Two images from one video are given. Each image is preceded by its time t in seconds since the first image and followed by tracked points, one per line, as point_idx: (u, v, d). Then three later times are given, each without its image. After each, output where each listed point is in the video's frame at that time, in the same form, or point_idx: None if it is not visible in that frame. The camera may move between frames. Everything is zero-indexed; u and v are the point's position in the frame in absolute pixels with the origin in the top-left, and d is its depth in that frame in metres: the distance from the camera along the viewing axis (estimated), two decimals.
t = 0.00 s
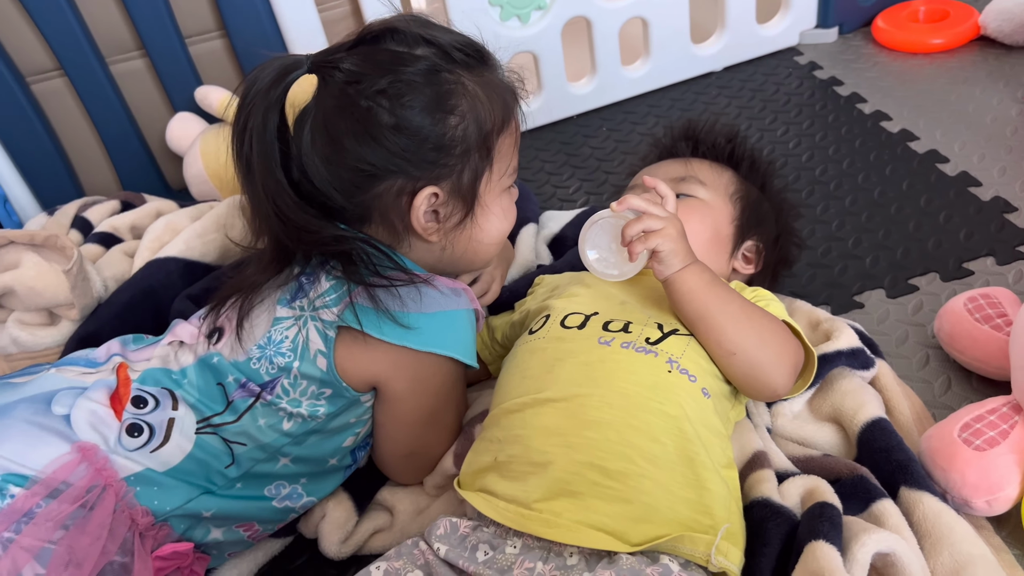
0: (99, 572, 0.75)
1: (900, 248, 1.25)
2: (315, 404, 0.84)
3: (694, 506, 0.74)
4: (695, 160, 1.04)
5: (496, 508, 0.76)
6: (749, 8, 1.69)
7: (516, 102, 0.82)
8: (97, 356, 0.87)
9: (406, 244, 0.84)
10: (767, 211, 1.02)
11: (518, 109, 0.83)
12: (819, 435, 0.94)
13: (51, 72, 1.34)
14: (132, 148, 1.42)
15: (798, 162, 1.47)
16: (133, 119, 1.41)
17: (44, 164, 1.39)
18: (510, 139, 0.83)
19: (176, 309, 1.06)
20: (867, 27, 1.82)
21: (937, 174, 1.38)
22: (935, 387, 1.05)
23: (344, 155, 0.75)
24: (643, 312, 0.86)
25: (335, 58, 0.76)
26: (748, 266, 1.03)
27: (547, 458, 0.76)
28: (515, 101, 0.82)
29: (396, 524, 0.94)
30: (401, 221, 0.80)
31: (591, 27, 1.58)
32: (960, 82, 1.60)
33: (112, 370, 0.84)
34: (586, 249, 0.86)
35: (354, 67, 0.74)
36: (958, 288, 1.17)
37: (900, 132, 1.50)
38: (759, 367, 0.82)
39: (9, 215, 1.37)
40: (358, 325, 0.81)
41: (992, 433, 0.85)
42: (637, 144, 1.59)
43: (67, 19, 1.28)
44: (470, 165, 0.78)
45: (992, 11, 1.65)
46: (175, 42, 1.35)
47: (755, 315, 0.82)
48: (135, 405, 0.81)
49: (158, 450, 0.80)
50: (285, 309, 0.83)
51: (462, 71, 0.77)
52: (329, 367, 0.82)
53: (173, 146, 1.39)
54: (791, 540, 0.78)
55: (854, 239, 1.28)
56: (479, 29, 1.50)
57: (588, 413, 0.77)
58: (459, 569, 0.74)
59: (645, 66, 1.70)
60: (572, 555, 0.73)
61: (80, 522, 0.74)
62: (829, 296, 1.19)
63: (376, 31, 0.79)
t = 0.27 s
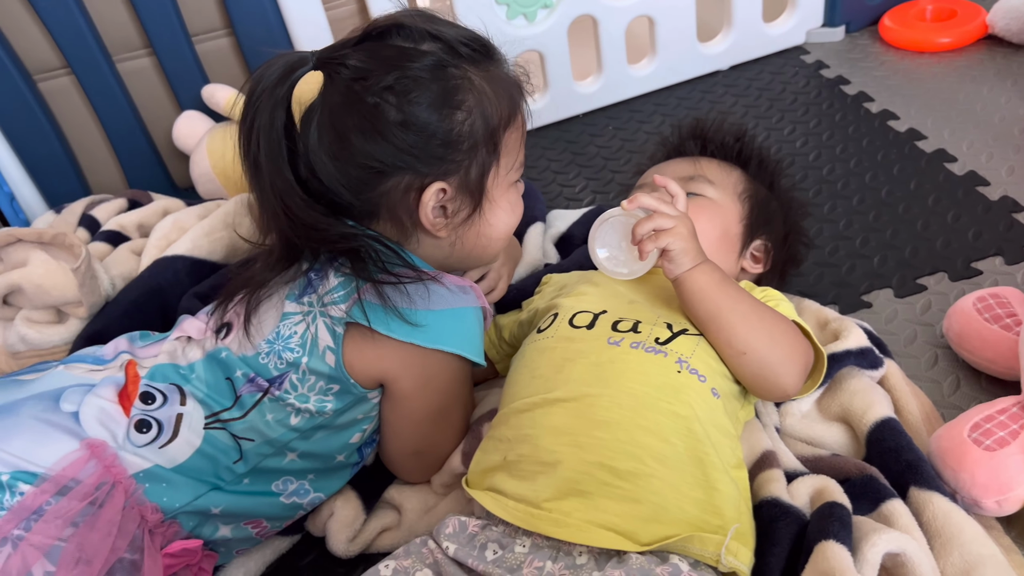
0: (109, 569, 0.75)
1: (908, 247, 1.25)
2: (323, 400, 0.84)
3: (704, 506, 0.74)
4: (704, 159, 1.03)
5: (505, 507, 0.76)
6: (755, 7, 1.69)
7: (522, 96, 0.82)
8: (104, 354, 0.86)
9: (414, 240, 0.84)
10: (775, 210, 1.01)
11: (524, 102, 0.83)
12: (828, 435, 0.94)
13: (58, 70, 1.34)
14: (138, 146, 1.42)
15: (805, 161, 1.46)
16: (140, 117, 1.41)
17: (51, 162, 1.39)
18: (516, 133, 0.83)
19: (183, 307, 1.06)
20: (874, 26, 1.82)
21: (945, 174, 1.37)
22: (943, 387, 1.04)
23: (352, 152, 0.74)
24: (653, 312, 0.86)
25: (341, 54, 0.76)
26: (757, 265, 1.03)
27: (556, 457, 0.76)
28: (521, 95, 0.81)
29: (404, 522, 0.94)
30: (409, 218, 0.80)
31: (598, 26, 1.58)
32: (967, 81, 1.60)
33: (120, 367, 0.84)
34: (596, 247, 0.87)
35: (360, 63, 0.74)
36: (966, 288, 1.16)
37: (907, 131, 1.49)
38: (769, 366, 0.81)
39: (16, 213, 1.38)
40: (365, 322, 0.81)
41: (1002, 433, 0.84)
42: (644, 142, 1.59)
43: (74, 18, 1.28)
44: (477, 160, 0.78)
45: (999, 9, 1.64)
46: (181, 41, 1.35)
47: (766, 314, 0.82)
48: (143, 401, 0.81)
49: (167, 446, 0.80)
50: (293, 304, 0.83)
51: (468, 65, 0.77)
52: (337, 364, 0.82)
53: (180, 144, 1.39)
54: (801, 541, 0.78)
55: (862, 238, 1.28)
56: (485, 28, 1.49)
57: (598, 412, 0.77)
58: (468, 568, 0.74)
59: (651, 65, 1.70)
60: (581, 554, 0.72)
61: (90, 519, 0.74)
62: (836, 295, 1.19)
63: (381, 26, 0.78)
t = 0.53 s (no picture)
0: (113, 570, 0.75)
1: (911, 248, 1.24)
2: (325, 400, 0.84)
3: (708, 509, 0.74)
4: (707, 159, 1.03)
5: (509, 509, 0.76)
6: (758, 7, 1.69)
7: (517, 87, 0.81)
8: (110, 355, 0.86)
9: (416, 237, 0.83)
10: (779, 210, 1.01)
11: (520, 93, 0.83)
12: (832, 437, 0.93)
13: (60, 69, 1.33)
14: (140, 145, 1.42)
15: (808, 161, 1.46)
16: (141, 116, 1.40)
17: (53, 161, 1.39)
18: (514, 123, 0.83)
19: (185, 306, 1.06)
20: (877, 26, 1.81)
21: (948, 175, 1.37)
22: (947, 388, 1.04)
23: (350, 152, 0.74)
24: (657, 314, 0.85)
25: (334, 53, 0.76)
26: (760, 266, 1.02)
27: (560, 459, 0.76)
28: (516, 86, 0.81)
29: (406, 523, 0.93)
30: (410, 215, 0.80)
31: (600, 26, 1.57)
32: (971, 82, 1.59)
33: (126, 368, 0.84)
34: (599, 249, 0.86)
35: (353, 62, 0.74)
36: (970, 289, 1.16)
37: (910, 131, 1.49)
38: (773, 369, 0.81)
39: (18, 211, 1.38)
40: (366, 321, 0.80)
41: (1006, 436, 0.84)
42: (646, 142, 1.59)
43: (76, 16, 1.28)
44: (476, 153, 0.78)
45: (1003, 10, 1.64)
46: (183, 40, 1.35)
47: (771, 317, 0.82)
48: (148, 403, 0.81)
49: (171, 448, 0.80)
50: (295, 304, 0.83)
51: (462, 58, 0.77)
52: (338, 363, 0.82)
53: (182, 143, 1.39)
54: (805, 543, 0.78)
55: (865, 239, 1.28)
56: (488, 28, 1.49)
57: (601, 415, 0.77)
58: (471, 570, 0.74)
59: (654, 64, 1.69)
60: (585, 556, 0.72)
61: (95, 519, 0.74)
62: (840, 296, 1.19)
63: (371, 24, 0.78)
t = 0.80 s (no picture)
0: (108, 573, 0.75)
1: (908, 249, 1.25)
2: (322, 405, 0.84)
3: (704, 509, 0.74)
4: (704, 160, 1.03)
5: (504, 510, 0.76)
6: (755, 8, 1.69)
7: (507, 87, 0.81)
8: (106, 357, 0.87)
9: (413, 242, 0.83)
10: (775, 212, 1.01)
11: (509, 93, 0.82)
12: (828, 437, 0.93)
13: (55, 68, 1.33)
14: (136, 145, 1.42)
15: (804, 163, 1.46)
16: (138, 116, 1.40)
17: (49, 161, 1.39)
18: (506, 123, 0.83)
19: (182, 307, 1.06)
20: (874, 27, 1.82)
21: (944, 176, 1.37)
22: (943, 389, 1.04)
23: (344, 162, 0.74)
24: (652, 315, 0.85)
25: (321, 64, 0.75)
26: (756, 267, 1.02)
27: (556, 460, 0.76)
28: (506, 86, 0.81)
29: (402, 524, 0.93)
30: (407, 221, 0.80)
31: (597, 26, 1.57)
32: (967, 83, 1.60)
33: (122, 373, 0.84)
34: (594, 250, 0.86)
35: (341, 72, 0.73)
36: (966, 290, 1.16)
37: (906, 132, 1.49)
38: (769, 369, 0.81)
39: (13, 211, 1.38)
40: (363, 325, 0.80)
41: (1001, 437, 0.84)
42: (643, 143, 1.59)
43: (72, 16, 1.28)
44: (470, 156, 0.78)
45: (999, 11, 1.64)
46: (180, 40, 1.35)
47: (766, 317, 0.82)
48: (145, 409, 0.80)
49: (168, 454, 0.80)
50: (288, 310, 0.83)
51: (451, 62, 0.77)
52: (334, 367, 0.82)
53: (178, 144, 1.39)
54: (800, 544, 0.78)
55: (862, 240, 1.28)
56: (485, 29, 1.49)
57: (596, 415, 0.77)
58: (467, 571, 0.74)
59: (651, 65, 1.70)
60: (580, 558, 0.72)
61: (90, 524, 0.74)
62: (836, 297, 1.19)
63: (355, 33, 0.77)
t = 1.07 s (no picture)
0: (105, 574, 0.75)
1: (905, 251, 1.25)
2: (320, 406, 0.84)
3: (700, 511, 0.74)
4: (702, 162, 1.04)
5: (501, 511, 0.76)
6: (754, 9, 1.69)
7: (513, 91, 0.81)
8: (103, 357, 0.87)
9: (416, 245, 0.84)
10: (772, 213, 1.01)
11: (515, 96, 0.82)
12: (825, 438, 0.93)
13: (54, 70, 1.33)
14: (135, 146, 1.42)
15: (803, 164, 1.47)
16: (137, 117, 1.41)
17: (48, 162, 1.39)
18: (511, 127, 0.83)
19: (180, 308, 1.06)
20: (872, 29, 1.82)
21: (942, 177, 1.37)
22: (940, 391, 1.05)
23: (350, 167, 0.74)
24: (649, 316, 0.86)
25: (327, 67, 0.75)
26: (754, 268, 1.02)
27: (553, 462, 0.76)
28: (512, 90, 0.81)
29: (400, 526, 0.94)
30: (412, 225, 0.80)
31: (596, 28, 1.58)
32: (965, 84, 1.60)
33: (117, 372, 0.84)
34: (591, 253, 0.85)
35: (348, 76, 0.73)
36: (963, 292, 1.16)
37: (904, 134, 1.49)
38: (766, 371, 0.81)
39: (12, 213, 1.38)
40: (362, 327, 0.80)
41: (998, 438, 0.84)
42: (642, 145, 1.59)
43: (71, 17, 1.28)
44: (476, 161, 0.78)
45: (997, 13, 1.64)
46: (179, 41, 1.35)
47: (763, 319, 0.82)
48: (141, 408, 0.80)
49: (164, 453, 0.80)
50: (287, 310, 0.83)
51: (457, 67, 0.77)
52: (333, 369, 0.82)
53: (177, 145, 1.39)
54: (797, 545, 0.78)
55: (859, 241, 1.28)
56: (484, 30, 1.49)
57: (593, 416, 0.77)
58: (464, 573, 0.74)
59: (649, 66, 1.70)
60: (577, 559, 0.72)
61: (86, 525, 0.74)
62: (834, 298, 1.19)
63: (361, 36, 0.77)
